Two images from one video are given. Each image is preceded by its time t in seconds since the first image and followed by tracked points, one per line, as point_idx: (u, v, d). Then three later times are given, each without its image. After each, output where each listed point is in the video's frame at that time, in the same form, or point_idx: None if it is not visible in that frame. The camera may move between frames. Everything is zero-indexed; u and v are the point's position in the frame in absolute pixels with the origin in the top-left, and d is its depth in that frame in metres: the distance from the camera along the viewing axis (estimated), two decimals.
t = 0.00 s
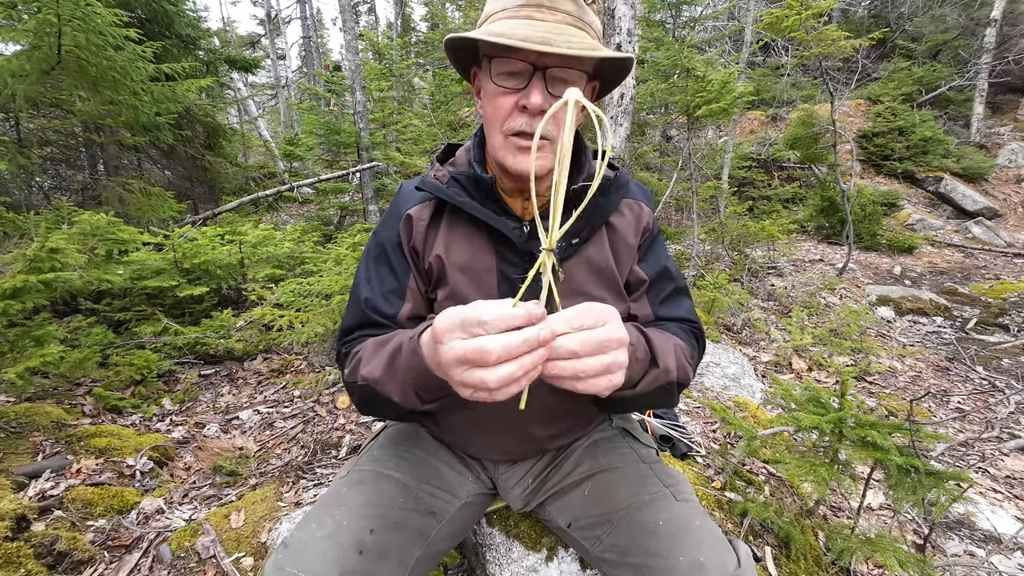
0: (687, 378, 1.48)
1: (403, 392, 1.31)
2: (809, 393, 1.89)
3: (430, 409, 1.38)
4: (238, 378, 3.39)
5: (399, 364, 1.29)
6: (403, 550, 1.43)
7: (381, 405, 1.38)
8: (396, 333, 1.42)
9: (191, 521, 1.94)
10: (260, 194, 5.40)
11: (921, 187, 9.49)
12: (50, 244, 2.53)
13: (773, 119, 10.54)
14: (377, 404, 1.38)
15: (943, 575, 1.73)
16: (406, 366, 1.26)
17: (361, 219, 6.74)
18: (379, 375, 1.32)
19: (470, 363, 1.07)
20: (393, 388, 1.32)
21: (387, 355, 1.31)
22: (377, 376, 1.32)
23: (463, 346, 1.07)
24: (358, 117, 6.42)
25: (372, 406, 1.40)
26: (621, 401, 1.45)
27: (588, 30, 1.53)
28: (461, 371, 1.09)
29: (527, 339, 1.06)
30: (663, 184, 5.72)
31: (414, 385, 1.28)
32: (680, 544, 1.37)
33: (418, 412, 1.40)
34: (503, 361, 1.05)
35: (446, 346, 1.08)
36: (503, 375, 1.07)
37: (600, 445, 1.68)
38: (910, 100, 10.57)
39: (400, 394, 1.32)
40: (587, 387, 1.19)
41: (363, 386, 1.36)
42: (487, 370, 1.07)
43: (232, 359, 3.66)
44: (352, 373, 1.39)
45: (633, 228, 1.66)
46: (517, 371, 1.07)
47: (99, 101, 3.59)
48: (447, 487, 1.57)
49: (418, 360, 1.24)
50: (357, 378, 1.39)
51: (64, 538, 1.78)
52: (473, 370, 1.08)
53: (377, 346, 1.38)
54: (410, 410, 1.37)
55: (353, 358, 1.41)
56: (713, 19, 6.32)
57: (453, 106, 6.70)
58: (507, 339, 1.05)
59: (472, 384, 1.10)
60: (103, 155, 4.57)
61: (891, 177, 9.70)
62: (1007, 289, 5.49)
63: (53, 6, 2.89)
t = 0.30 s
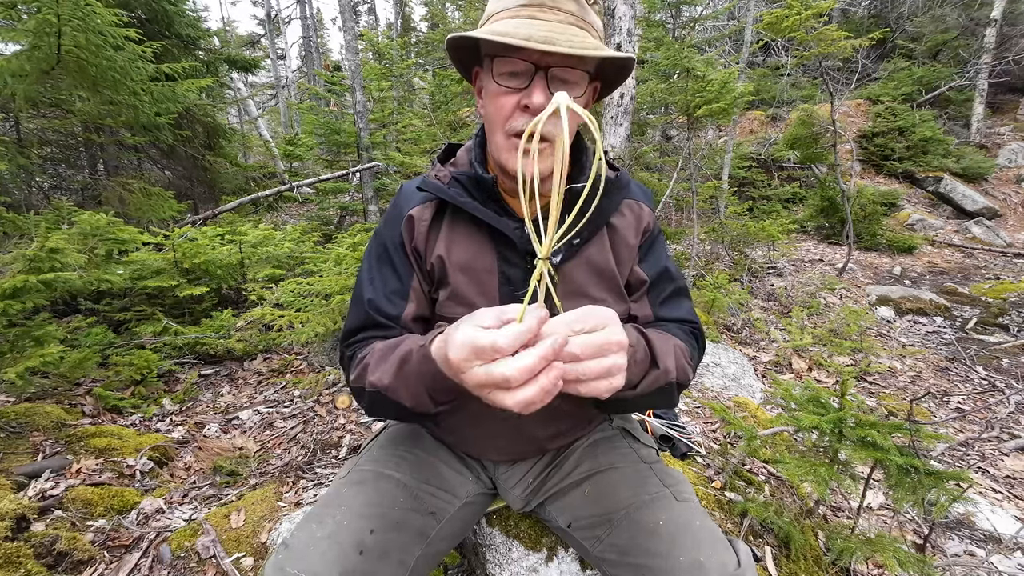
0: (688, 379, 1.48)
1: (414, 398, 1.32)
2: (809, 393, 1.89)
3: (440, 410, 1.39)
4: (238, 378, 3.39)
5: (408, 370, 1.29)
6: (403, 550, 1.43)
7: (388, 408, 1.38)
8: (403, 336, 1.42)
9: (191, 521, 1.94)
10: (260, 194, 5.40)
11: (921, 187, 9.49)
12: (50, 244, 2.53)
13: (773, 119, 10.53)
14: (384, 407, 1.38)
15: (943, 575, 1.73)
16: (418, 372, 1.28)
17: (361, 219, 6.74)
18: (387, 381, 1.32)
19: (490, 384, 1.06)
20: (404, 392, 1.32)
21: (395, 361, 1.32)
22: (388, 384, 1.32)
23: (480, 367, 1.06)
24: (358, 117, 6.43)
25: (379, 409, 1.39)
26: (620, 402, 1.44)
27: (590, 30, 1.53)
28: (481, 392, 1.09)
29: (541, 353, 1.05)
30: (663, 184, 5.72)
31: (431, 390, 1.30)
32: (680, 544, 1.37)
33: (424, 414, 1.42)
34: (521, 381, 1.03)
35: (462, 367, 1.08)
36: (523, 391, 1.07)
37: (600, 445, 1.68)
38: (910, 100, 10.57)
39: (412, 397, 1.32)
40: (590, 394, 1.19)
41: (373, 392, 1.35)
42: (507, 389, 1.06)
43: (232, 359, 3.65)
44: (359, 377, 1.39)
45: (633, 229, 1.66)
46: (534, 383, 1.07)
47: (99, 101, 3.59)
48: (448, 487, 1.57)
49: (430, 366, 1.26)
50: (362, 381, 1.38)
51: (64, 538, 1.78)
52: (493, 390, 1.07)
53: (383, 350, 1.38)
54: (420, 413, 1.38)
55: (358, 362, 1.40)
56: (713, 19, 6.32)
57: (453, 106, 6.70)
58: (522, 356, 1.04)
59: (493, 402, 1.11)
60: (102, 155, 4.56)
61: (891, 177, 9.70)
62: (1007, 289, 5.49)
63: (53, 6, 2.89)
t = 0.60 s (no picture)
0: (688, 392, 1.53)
1: (405, 399, 1.33)
2: (809, 393, 1.89)
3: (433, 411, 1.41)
4: (238, 378, 3.39)
5: (399, 371, 1.29)
6: (403, 549, 1.42)
7: (384, 409, 1.39)
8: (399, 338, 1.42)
9: (191, 521, 1.95)
10: (260, 195, 5.39)
11: (921, 187, 9.48)
12: (50, 243, 2.53)
13: (773, 119, 10.54)
14: (381, 407, 1.38)
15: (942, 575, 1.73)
16: (407, 374, 1.28)
17: (361, 219, 6.75)
18: (377, 382, 1.32)
19: (456, 388, 1.12)
20: (398, 394, 1.33)
21: (387, 362, 1.31)
22: (377, 384, 1.32)
23: (448, 371, 1.12)
24: (358, 117, 6.44)
25: (375, 410, 1.40)
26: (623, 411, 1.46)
27: (591, 29, 1.53)
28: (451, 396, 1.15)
29: (508, 362, 1.08)
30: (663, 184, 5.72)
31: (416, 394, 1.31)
32: (680, 544, 1.37)
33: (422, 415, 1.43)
34: (483, 390, 1.08)
35: (433, 368, 1.15)
36: (490, 399, 1.11)
37: (600, 445, 1.68)
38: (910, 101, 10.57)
39: (402, 399, 1.33)
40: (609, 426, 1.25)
41: (366, 392, 1.36)
42: (473, 395, 1.11)
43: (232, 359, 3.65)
44: (354, 377, 1.39)
45: (634, 234, 1.66)
46: (503, 393, 1.11)
47: (99, 101, 3.59)
48: (448, 487, 1.57)
49: (418, 368, 1.26)
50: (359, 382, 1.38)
51: (64, 538, 1.78)
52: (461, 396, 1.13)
53: (379, 351, 1.37)
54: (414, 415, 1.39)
55: (354, 364, 1.40)
56: (713, 19, 6.32)
57: (453, 106, 6.70)
58: (487, 365, 1.08)
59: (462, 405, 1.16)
60: (103, 155, 4.56)
61: (891, 177, 9.70)
62: (1007, 289, 5.49)
63: (53, 6, 2.89)
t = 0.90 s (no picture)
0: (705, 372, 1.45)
1: (417, 399, 1.32)
2: (810, 393, 1.89)
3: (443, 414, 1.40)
4: (238, 378, 3.39)
5: (411, 372, 1.30)
6: (403, 550, 1.42)
7: (391, 410, 1.39)
8: (404, 339, 1.42)
9: (191, 521, 1.94)
10: (260, 195, 5.39)
11: (921, 187, 9.48)
12: (50, 243, 2.53)
13: (773, 119, 10.53)
14: (388, 408, 1.38)
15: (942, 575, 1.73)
16: (423, 375, 1.28)
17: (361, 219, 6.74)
18: (389, 384, 1.32)
19: (491, 391, 1.12)
20: (409, 394, 1.32)
21: (398, 363, 1.32)
22: (390, 386, 1.32)
23: (480, 375, 1.12)
24: (358, 117, 6.44)
25: (382, 411, 1.40)
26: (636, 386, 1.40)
27: (602, 39, 1.55)
28: (482, 399, 1.15)
29: (541, 364, 1.11)
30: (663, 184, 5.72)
31: (434, 392, 1.30)
32: (680, 544, 1.37)
33: (429, 416, 1.42)
34: (523, 391, 1.09)
35: (463, 373, 1.14)
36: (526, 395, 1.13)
37: (600, 445, 1.68)
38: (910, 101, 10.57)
39: (415, 400, 1.32)
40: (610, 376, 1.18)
41: (374, 394, 1.36)
42: (506, 398, 1.12)
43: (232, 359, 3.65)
44: (361, 378, 1.39)
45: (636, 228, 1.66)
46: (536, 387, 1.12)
47: (99, 101, 3.59)
48: (448, 487, 1.57)
49: (435, 370, 1.26)
50: (365, 384, 1.38)
51: (64, 538, 1.78)
52: (494, 397, 1.14)
53: (385, 352, 1.38)
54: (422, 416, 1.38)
55: (359, 364, 1.41)
56: (713, 19, 6.32)
57: (453, 106, 6.70)
58: (522, 367, 1.10)
59: (495, 405, 1.17)
60: (102, 155, 4.56)
61: (891, 177, 9.70)
62: (1007, 289, 5.50)
63: (53, 6, 2.89)
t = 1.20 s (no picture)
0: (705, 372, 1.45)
1: (419, 401, 1.32)
2: (809, 393, 1.89)
3: (444, 416, 1.39)
4: (238, 378, 3.39)
5: (414, 374, 1.30)
6: (403, 549, 1.42)
7: (393, 411, 1.39)
8: (406, 341, 1.43)
9: (191, 521, 1.95)
10: (260, 195, 5.39)
11: (921, 187, 9.48)
12: (50, 243, 2.53)
13: (773, 120, 10.53)
14: (390, 408, 1.38)
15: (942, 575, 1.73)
16: (427, 378, 1.27)
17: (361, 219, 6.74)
18: (392, 386, 1.32)
19: (505, 402, 1.14)
20: (412, 396, 1.32)
21: (401, 366, 1.32)
22: (393, 388, 1.32)
23: (492, 388, 1.13)
24: (358, 117, 6.44)
25: (384, 411, 1.40)
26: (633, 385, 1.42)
27: (599, 37, 1.54)
28: (493, 411, 1.16)
29: (550, 368, 1.18)
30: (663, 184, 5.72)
31: (437, 395, 1.30)
32: (680, 544, 1.37)
33: (433, 418, 1.42)
34: (539, 397, 1.15)
35: (472, 387, 1.14)
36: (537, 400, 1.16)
37: (600, 445, 1.68)
38: (910, 101, 10.57)
39: (418, 401, 1.32)
40: (590, 375, 1.15)
41: (377, 395, 1.36)
42: (518, 407, 1.16)
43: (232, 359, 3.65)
44: (363, 380, 1.39)
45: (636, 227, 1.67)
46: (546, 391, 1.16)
47: (99, 101, 3.60)
48: (448, 487, 1.57)
49: (437, 374, 1.26)
50: (367, 385, 1.38)
51: (63, 538, 1.78)
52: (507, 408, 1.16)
53: (387, 353, 1.38)
54: (426, 417, 1.38)
55: (360, 364, 1.41)
56: (713, 19, 6.32)
57: (453, 106, 6.70)
58: (535, 376, 1.15)
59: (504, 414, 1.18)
60: (102, 155, 4.55)
61: (891, 177, 9.70)
62: (1007, 289, 5.50)
63: (53, 6, 2.89)
